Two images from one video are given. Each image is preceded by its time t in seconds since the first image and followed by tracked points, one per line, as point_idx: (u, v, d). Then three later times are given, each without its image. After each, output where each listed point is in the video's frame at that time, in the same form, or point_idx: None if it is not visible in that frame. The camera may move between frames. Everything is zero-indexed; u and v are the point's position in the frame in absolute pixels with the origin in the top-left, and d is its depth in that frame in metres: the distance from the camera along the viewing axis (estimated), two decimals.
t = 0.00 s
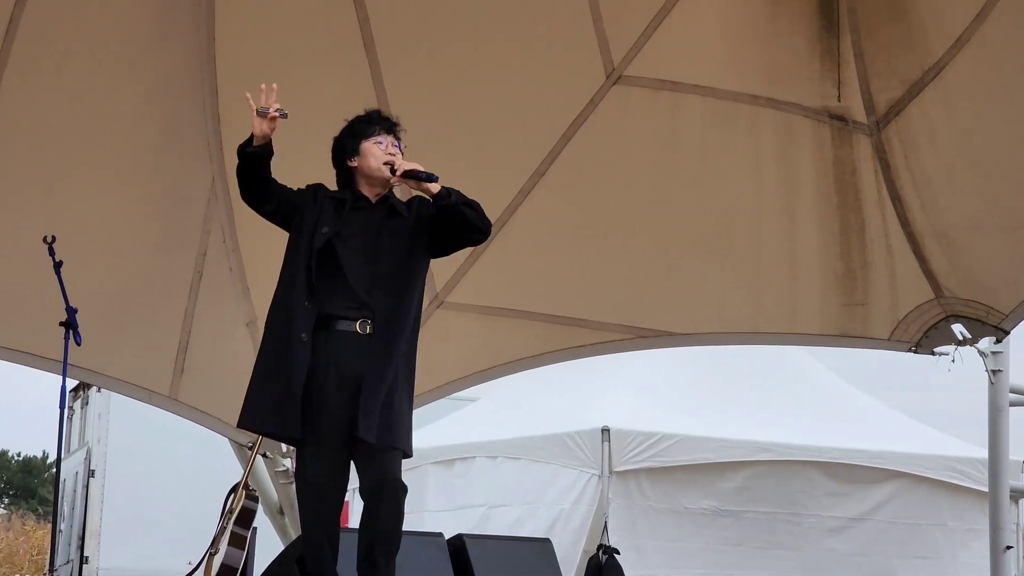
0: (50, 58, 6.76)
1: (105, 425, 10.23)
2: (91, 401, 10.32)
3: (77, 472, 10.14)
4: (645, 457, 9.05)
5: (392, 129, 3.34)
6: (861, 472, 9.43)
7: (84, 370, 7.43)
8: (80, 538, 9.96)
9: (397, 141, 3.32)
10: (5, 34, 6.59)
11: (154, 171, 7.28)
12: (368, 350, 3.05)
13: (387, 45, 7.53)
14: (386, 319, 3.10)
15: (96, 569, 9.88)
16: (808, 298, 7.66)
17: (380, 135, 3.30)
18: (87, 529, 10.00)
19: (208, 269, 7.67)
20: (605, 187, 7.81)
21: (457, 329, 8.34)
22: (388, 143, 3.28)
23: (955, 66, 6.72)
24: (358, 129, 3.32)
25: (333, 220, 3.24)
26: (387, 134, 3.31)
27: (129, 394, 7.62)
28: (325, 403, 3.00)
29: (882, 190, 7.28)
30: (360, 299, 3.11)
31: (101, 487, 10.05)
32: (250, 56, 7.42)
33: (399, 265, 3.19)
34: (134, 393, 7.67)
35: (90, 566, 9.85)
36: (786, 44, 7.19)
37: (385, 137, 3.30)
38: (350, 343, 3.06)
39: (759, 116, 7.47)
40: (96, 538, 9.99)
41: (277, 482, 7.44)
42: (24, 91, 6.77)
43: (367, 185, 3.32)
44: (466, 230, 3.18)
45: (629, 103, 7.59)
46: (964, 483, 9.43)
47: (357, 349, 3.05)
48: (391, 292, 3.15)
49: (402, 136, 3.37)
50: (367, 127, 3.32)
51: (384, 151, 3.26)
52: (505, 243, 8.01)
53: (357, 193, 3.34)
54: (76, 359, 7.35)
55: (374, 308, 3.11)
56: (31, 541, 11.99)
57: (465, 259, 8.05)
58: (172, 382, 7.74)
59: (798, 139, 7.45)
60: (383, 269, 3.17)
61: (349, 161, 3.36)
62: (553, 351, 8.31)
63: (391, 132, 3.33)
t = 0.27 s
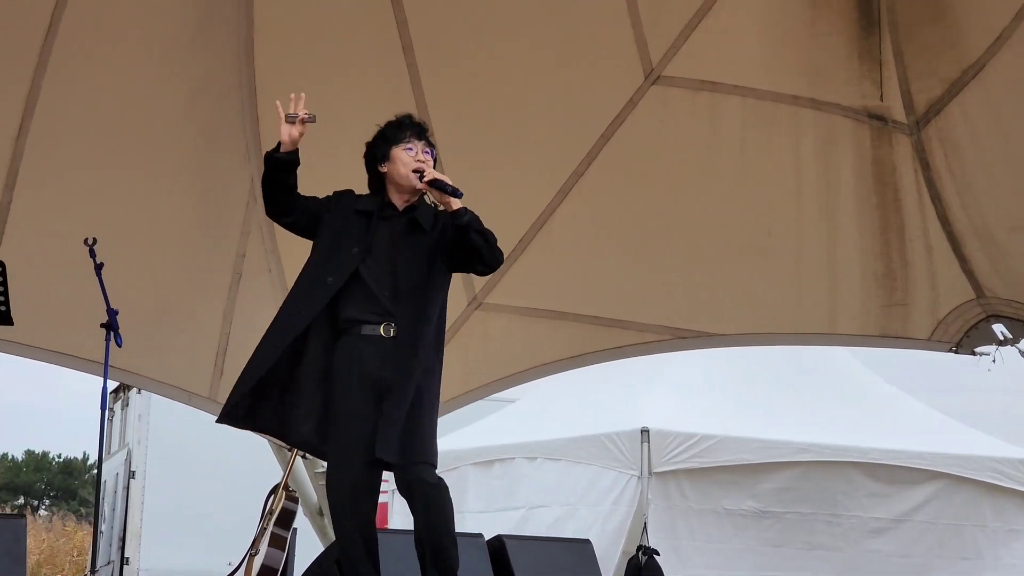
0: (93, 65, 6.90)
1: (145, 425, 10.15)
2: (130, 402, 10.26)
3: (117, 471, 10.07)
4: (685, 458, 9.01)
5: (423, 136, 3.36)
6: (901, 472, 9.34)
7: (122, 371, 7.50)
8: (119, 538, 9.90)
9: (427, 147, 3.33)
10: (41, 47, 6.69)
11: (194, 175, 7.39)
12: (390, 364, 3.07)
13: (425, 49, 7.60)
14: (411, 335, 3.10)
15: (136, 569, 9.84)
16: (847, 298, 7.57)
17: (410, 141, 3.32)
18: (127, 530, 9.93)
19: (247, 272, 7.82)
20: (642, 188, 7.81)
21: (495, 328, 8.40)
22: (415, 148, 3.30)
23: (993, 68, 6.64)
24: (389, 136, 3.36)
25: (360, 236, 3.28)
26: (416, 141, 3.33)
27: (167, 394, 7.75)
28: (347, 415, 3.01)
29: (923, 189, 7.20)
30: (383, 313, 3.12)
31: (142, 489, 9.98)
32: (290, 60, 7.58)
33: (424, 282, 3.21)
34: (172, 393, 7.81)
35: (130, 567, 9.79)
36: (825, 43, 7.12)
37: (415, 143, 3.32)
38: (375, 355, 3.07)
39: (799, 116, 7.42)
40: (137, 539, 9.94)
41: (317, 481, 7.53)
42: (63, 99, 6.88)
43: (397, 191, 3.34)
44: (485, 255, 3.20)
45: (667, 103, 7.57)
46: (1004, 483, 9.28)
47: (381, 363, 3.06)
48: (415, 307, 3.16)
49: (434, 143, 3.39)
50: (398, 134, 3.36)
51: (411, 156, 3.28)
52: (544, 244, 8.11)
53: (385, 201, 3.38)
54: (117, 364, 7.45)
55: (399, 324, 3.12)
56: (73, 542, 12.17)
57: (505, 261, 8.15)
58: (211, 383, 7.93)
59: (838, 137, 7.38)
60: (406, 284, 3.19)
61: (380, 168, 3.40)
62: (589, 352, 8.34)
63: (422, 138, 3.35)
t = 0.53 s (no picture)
0: (129, 63, 6.93)
1: (179, 420, 9.59)
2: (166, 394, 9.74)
3: (152, 467, 9.59)
4: (718, 453, 8.92)
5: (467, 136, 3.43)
6: (937, 467, 9.24)
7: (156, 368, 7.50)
8: (154, 536, 9.46)
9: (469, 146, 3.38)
10: (74, 44, 6.70)
11: (228, 173, 7.48)
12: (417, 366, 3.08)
13: (458, 47, 7.63)
14: (437, 336, 3.11)
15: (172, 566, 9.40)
16: (881, 293, 7.51)
17: (455, 138, 3.38)
18: (162, 526, 9.48)
19: (280, 269, 7.89)
20: (675, 183, 7.77)
21: (526, 325, 8.31)
22: (458, 144, 3.36)
23: None
24: (434, 130, 3.42)
25: (388, 236, 3.31)
26: (460, 137, 3.38)
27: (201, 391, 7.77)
28: (376, 419, 3.03)
29: (956, 184, 7.22)
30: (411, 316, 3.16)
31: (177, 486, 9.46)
32: (324, 58, 7.64)
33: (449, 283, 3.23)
34: (206, 390, 7.82)
35: (165, 564, 9.40)
36: (860, 38, 7.26)
37: (459, 140, 3.37)
38: (404, 356, 3.09)
39: (833, 111, 7.43)
40: (172, 535, 9.47)
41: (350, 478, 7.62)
42: (98, 97, 6.90)
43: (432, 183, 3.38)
44: (484, 271, 3.18)
45: (701, 99, 7.57)
46: None
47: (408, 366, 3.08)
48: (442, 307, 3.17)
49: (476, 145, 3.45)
50: (442, 130, 3.42)
51: (454, 150, 3.34)
52: (576, 240, 8.03)
53: (419, 194, 3.42)
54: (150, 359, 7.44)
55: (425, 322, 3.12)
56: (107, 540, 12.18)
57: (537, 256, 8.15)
58: (244, 380, 7.94)
59: (872, 133, 7.39)
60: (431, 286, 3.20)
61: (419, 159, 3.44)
62: (621, 348, 8.24)
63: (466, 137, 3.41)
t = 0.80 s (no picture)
0: (152, 54, 6.99)
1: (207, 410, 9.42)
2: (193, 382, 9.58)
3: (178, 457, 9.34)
4: (743, 444, 8.89)
5: (498, 119, 3.41)
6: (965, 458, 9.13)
7: (185, 359, 7.63)
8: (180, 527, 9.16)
9: (498, 131, 3.40)
10: (99, 35, 6.79)
11: (253, 163, 7.50)
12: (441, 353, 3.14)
13: (482, 35, 7.59)
14: (459, 325, 3.16)
15: (198, 557, 9.16)
16: (909, 282, 7.50)
17: (485, 121, 3.38)
18: (189, 517, 9.20)
19: (306, 260, 7.89)
20: (701, 170, 7.71)
21: (554, 315, 8.18)
22: (487, 129, 3.37)
23: None
24: (463, 110, 3.40)
25: (414, 221, 3.34)
26: (489, 121, 3.38)
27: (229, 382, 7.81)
28: (402, 406, 3.13)
29: (983, 174, 7.29)
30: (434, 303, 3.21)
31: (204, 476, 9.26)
32: (349, 47, 7.61)
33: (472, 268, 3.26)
34: (233, 380, 7.87)
35: (192, 555, 9.12)
36: (887, 26, 7.20)
37: (489, 124, 3.38)
38: (427, 344, 3.17)
39: (859, 100, 7.42)
40: (199, 527, 9.20)
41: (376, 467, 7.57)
42: (122, 88, 6.98)
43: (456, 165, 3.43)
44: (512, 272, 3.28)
45: (727, 89, 7.53)
46: None
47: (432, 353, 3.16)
48: (465, 293, 3.21)
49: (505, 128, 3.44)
50: (473, 112, 3.40)
51: (483, 135, 3.36)
52: (603, 229, 7.94)
53: (444, 174, 3.44)
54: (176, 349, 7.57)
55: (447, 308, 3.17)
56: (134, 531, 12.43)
57: (565, 244, 8.06)
58: (271, 370, 7.96)
59: (899, 123, 7.39)
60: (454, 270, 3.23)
61: (444, 138, 3.45)
62: (647, 338, 8.16)
63: (496, 120, 3.40)
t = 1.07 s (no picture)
0: (169, 41, 7.06)
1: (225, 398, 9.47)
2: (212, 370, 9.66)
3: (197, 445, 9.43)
4: (762, 430, 8.89)
5: (500, 105, 3.50)
6: (984, 445, 9.09)
7: (203, 346, 7.71)
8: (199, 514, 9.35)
9: (503, 117, 3.48)
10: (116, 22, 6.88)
11: (269, 150, 7.53)
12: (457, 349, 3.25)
13: (499, 21, 7.59)
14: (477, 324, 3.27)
15: (218, 543, 9.38)
16: (926, 269, 7.45)
17: (488, 109, 3.46)
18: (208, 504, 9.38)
19: (324, 248, 7.89)
20: (718, 156, 7.67)
21: (571, 303, 8.16)
22: (492, 116, 3.44)
23: None
24: (465, 100, 3.47)
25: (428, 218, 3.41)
26: (492, 109, 3.46)
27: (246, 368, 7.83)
28: (418, 398, 3.23)
29: (1001, 159, 7.25)
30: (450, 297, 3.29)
31: (223, 464, 9.33)
32: (365, 33, 7.58)
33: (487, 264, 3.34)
34: (251, 366, 7.87)
35: (211, 541, 9.32)
36: (905, 12, 7.19)
37: (492, 111, 3.46)
38: (444, 336, 3.26)
39: (877, 86, 7.40)
40: (218, 514, 9.38)
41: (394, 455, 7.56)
42: (138, 75, 7.05)
43: (465, 156, 3.48)
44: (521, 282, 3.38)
45: (745, 74, 7.52)
46: None
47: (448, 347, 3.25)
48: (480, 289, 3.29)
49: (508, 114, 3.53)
50: (476, 101, 3.47)
51: (489, 123, 3.43)
52: (622, 215, 7.91)
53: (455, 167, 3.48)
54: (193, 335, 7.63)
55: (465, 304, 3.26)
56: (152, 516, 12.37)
57: (582, 231, 8.04)
58: (289, 357, 7.96)
59: (917, 109, 7.36)
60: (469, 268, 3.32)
61: (449, 130, 3.50)
62: (666, 323, 8.07)
63: (498, 107, 3.48)
